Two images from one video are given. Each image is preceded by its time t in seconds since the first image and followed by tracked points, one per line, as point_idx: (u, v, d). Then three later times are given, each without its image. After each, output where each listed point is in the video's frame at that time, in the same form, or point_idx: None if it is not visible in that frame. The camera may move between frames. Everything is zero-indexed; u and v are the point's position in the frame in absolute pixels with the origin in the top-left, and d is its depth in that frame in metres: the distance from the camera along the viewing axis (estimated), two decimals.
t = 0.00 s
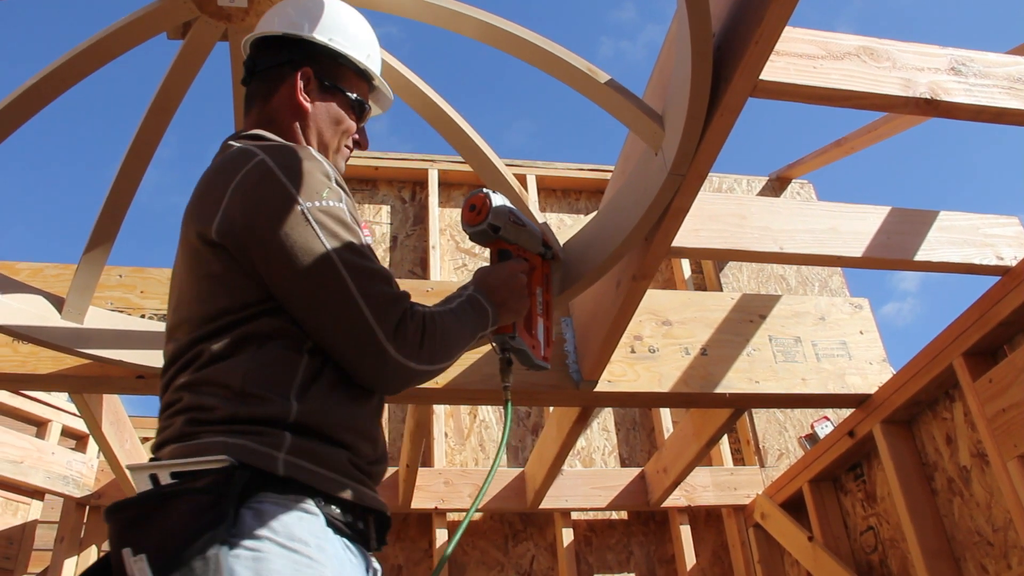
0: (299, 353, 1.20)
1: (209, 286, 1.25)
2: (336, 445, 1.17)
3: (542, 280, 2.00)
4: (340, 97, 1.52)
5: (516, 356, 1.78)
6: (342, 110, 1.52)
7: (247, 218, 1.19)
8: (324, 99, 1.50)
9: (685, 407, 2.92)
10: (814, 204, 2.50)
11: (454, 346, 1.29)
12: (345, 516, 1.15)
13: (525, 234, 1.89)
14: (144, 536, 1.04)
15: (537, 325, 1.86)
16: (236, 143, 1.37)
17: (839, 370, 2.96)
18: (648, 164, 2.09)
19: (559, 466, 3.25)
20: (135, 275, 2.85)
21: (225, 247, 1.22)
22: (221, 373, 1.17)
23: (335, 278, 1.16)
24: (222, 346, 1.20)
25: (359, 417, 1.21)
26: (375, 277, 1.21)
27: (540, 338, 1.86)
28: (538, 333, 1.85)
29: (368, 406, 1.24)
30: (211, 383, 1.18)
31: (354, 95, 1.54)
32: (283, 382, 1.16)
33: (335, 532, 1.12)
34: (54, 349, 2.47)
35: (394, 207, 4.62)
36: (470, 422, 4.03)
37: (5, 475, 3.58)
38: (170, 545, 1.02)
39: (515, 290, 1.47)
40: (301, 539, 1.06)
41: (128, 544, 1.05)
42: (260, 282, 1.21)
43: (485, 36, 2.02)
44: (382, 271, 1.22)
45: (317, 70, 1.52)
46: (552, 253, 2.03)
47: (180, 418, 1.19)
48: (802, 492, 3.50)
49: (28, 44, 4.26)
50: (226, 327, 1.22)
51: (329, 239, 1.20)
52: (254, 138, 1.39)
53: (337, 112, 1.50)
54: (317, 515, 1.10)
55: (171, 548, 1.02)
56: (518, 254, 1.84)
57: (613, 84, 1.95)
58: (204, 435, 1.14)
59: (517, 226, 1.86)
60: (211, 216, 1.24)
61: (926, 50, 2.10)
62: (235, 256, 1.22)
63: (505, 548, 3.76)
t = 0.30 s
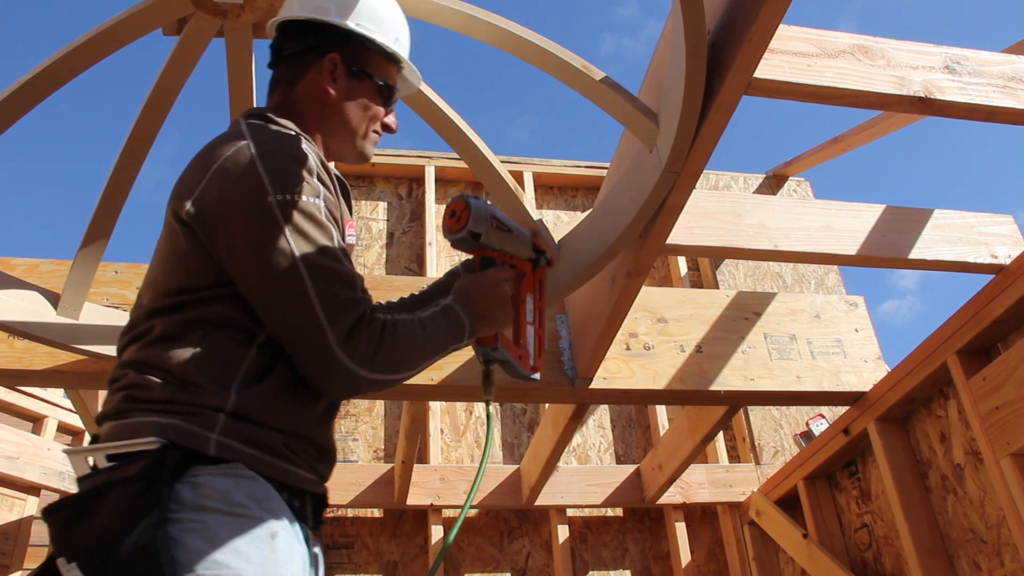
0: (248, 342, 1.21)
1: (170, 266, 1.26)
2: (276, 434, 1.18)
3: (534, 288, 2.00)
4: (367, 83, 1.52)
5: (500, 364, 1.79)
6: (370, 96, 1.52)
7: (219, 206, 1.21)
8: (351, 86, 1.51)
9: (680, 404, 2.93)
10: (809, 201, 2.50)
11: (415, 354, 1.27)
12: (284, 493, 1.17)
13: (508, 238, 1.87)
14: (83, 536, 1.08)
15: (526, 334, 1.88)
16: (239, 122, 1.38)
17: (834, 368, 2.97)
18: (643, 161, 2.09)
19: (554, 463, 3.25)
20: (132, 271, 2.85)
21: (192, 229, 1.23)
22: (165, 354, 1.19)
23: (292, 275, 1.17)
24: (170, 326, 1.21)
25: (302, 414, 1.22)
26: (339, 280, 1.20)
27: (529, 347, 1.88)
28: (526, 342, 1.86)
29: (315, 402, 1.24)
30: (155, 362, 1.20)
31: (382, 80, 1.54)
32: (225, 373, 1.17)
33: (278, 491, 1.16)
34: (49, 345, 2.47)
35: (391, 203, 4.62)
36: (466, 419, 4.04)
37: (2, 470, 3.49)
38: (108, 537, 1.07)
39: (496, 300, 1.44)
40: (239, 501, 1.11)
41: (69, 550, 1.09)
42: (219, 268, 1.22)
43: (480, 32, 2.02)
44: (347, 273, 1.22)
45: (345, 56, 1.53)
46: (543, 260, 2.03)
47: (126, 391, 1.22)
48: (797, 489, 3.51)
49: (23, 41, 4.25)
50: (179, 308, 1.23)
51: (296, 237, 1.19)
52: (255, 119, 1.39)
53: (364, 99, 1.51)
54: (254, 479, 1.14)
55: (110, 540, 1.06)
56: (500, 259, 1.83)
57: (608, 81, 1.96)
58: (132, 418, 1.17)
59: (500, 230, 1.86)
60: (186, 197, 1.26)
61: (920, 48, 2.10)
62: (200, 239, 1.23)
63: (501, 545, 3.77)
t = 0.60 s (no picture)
0: (239, 335, 1.24)
1: (164, 251, 1.27)
2: (257, 430, 1.22)
3: (529, 281, 1.97)
4: (363, 78, 1.55)
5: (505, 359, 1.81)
6: (365, 91, 1.55)
7: (233, 200, 1.23)
8: (348, 80, 1.53)
9: (680, 402, 2.93)
10: (809, 199, 2.50)
11: (417, 358, 1.34)
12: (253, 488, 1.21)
13: (506, 235, 1.89)
14: (62, 507, 1.08)
15: (525, 326, 1.88)
16: (247, 113, 1.38)
17: (835, 365, 2.97)
18: (642, 159, 2.10)
19: (556, 461, 3.26)
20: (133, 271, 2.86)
21: (198, 218, 1.24)
22: (157, 341, 1.20)
23: (306, 277, 1.21)
24: (162, 312, 1.22)
25: (285, 411, 1.26)
26: (352, 285, 1.25)
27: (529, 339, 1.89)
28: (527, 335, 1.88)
29: (296, 400, 1.28)
30: (143, 347, 1.21)
31: (377, 76, 1.57)
32: (218, 366, 1.20)
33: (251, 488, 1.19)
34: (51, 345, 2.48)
35: (392, 202, 4.63)
36: (468, 418, 4.04)
37: (6, 470, 3.52)
38: (88, 514, 1.07)
39: (499, 297, 1.54)
40: (220, 495, 1.12)
41: (46, 518, 1.09)
42: (223, 260, 1.25)
43: (480, 31, 2.02)
44: (359, 277, 1.27)
45: (343, 50, 1.54)
46: (540, 253, 2.02)
47: (105, 373, 1.22)
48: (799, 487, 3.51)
49: (25, 42, 4.26)
50: (173, 295, 1.24)
51: (310, 241, 1.24)
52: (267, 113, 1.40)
53: (359, 94, 1.54)
54: (234, 473, 1.16)
55: (91, 518, 1.06)
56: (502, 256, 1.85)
57: (607, 80, 1.97)
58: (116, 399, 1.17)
59: (498, 228, 1.87)
60: (194, 186, 1.26)
61: (919, 45, 2.10)
62: (205, 230, 1.24)
63: (503, 543, 3.77)
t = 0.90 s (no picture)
0: (235, 336, 1.24)
1: (162, 250, 1.27)
2: (242, 434, 1.21)
3: (539, 279, 1.96)
4: (344, 81, 1.57)
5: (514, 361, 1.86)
6: (346, 95, 1.56)
7: (239, 201, 1.25)
8: (329, 82, 1.54)
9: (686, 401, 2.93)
10: (814, 197, 2.50)
11: (420, 358, 1.36)
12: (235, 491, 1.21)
13: (515, 239, 1.89)
14: (45, 507, 1.08)
15: (533, 326, 1.88)
16: (240, 120, 1.39)
17: (840, 363, 2.96)
18: (646, 158, 2.10)
19: (561, 460, 3.26)
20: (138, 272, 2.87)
21: (201, 219, 1.25)
22: (154, 338, 1.20)
23: (315, 278, 1.24)
24: (159, 312, 1.23)
25: (279, 411, 1.26)
26: (358, 286, 1.29)
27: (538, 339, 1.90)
28: (535, 335, 1.88)
29: (289, 401, 1.29)
30: (138, 345, 1.21)
31: (356, 78, 1.59)
32: (213, 366, 1.20)
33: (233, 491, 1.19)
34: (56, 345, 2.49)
35: (396, 202, 4.63)
36: (473, 417, 4.05)
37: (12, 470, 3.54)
38: (73, 514, 1.07)
39: (505, 301, 1.59)
40: (203, 496, 1.13)
41: (27, 519, 1.09)
42: (224, 259, 1.26)
43: (483, 30, 2.02)
44: (364, 278, 1.30)
45: (322, 53, 1.57)
46: (548, 250, 2.00)
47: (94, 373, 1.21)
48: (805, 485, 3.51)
49: (30, 42, 4.27)
50: (169, 293, 1.24)
51: (316, 242, 1.26)
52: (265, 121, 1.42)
53: (340, 98, 1.55)
54: (217, 474, 1.17)
55: (77, 517, 1.06)
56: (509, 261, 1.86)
57: (611, 79, 1.96)
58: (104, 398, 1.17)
59: (505, 232, 1.86)
60: (197, 189, 1.27)
61: (924, 42, 2.09)
62: (207, 229, 1.25)
63: (508, 542, 3.78)
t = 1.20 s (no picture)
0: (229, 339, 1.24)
1: (159, 250, 1.26)
2: (230, 437, 1.21)
3: (538, 282, 1.95)
4: (334, 83, 1.57)
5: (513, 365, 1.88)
6: (337, 96, 1.57)
7: (238, 205, 1.24)
8: (320, 83, 1.55)
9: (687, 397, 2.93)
10: (816, 192, 2.50)
11: (413, 364, 1.37)
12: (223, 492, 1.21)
13: (513, 243, 1.89)
14: (34, 510, 1.08)
15: (533, 330, 1.88)
16: (238, 124, 1.39)
17: (841, 359, 2.96)
18: (648, 153, 2.09)
19: (562, 456, 3.26)
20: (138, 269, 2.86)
21: (199, 221, 1.25)
22: (147, 338, 1.20)
23: (313, 284, 1.24)
24: (153, 312, 1.22)
25: (269, 414, 1.26)
26: (355, 293, 1.29)
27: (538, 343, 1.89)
28: (535, 339, 1.88)
29: (280, 404, 1.29)
30: (131, 345, 1.20)
31: (346, 79, 1.60)
32: (207, 367, 1.20)
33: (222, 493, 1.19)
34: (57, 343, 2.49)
35: (396, 198, 4.63)
36: (473, 413, 4.05)
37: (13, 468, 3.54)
38: (63, 516, 1.07)
39: (505, 308, 1.59)
40: (194, 498, 1.12)
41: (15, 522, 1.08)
42: (221, 260, 1.25)
43: (484, 26, 2.02)
44: (361, 284, 1.31)
45: (311, 56, 1.57)
46: (546, 254, 2.00)
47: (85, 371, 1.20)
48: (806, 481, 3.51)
49: (30, 39, 4.26)
50: (163, 293, 1.24)
51: (314, 247, 1.26)
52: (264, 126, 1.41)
53: (331, 99, 1.55)
54: (206, 476, 1.16)
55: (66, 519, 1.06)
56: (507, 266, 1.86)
57: (613, 74, 1.96)
58: (94, 399, 1.16)
59: (503, 238, 1.87)
60: (195, 191, 1.27)
61: (926, 37, 2.09)
62: (205, 231, 1.25)
63: (510, 539, 3.78)
